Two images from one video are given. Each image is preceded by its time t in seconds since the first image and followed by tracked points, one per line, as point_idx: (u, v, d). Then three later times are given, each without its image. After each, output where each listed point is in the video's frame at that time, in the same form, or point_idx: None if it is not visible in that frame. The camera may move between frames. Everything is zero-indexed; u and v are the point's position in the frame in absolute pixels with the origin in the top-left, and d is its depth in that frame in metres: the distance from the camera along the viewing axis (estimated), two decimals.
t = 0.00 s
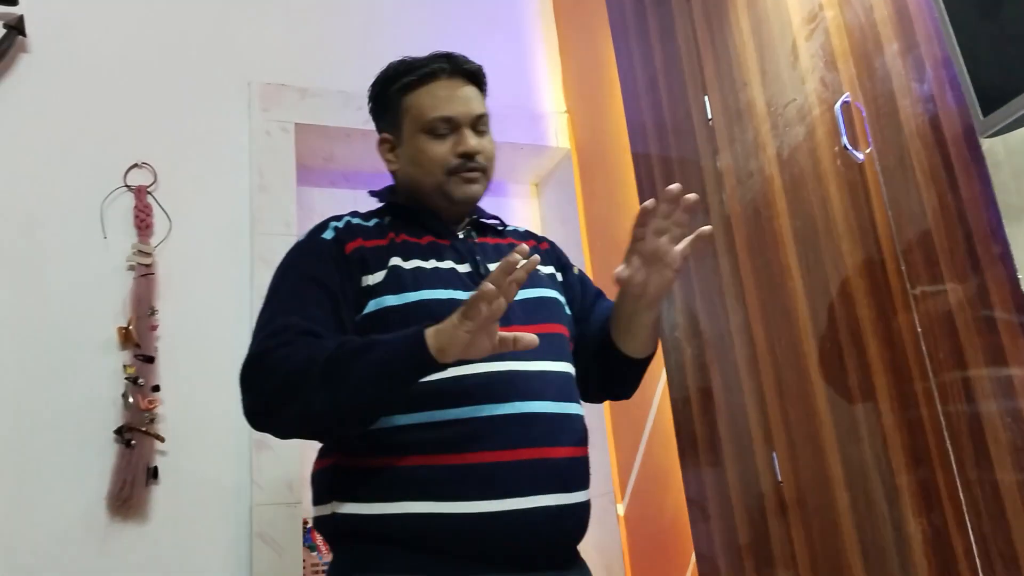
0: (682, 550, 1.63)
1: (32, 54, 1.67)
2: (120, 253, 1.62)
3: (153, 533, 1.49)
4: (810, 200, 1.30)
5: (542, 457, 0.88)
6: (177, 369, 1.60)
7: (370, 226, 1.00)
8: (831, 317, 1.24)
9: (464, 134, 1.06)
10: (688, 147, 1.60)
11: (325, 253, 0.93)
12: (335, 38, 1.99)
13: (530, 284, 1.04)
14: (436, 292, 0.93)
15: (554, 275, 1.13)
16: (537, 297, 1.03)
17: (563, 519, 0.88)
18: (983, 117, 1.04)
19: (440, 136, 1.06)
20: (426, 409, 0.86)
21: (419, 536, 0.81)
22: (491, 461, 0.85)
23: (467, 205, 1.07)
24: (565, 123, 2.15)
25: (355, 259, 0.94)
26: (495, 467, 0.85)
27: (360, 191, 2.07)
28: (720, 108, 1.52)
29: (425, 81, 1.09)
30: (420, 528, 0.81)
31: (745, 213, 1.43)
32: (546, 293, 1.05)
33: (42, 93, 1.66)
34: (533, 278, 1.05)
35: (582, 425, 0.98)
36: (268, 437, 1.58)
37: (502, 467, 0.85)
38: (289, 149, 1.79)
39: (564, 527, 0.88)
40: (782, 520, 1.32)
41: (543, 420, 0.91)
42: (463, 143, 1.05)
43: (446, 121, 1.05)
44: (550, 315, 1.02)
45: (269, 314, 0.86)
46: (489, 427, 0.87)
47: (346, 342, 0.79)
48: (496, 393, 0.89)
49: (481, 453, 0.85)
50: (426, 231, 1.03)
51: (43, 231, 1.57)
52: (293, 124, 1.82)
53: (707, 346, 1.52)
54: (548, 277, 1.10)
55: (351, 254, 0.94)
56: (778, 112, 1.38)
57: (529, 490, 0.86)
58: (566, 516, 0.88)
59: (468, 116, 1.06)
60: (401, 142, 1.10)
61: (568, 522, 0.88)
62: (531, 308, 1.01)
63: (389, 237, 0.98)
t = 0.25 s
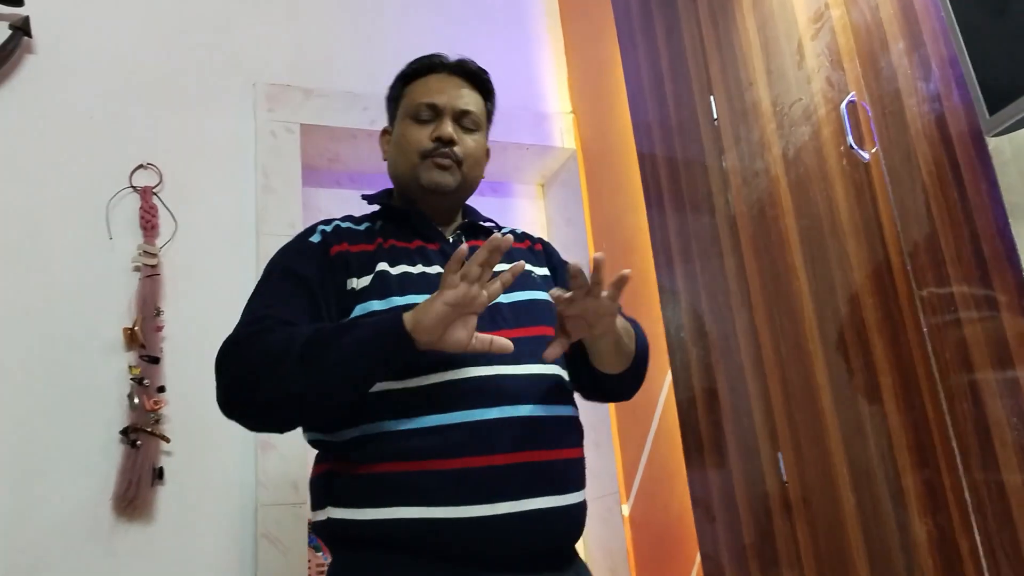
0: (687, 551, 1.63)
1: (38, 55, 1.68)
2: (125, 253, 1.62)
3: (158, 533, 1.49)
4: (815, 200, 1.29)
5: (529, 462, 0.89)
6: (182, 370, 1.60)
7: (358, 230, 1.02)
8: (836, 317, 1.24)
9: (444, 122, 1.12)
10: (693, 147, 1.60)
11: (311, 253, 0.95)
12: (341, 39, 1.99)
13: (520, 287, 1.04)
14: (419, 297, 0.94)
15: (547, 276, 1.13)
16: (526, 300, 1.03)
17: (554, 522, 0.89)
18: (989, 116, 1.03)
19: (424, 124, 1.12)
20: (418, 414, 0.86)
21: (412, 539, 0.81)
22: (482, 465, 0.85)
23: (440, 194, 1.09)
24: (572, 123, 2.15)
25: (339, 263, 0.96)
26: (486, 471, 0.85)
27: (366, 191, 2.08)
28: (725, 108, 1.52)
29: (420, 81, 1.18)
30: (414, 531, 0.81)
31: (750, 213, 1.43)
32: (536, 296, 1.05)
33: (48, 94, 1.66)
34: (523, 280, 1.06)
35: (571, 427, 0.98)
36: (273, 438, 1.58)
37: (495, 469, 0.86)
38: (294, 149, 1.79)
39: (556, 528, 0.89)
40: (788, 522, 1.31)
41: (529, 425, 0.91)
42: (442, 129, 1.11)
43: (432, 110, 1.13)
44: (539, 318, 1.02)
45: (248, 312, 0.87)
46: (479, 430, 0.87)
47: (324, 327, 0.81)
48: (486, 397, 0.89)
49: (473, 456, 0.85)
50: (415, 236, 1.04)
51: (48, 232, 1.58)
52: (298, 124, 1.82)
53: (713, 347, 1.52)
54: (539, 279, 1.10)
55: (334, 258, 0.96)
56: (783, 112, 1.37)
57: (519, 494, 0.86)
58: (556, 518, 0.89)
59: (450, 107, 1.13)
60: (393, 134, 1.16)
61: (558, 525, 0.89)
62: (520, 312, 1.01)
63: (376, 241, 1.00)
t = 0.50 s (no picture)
0: (693, 551, 1.63)
1: (43, 56, 1.68)
2: (132, 254, 1.63)
3: (164, 533, 1.50)
4: (820, 199, 1.29)
5: (523, 467, 0.89)
6: (188, 370, 1.60)
7: (365, 245, 1.04)
8: (842, 317, 1.24)
9: (472, 135, 1.15)
10: (698, 147, 1.60)
11: (320, 262, 0.98)
12: (345, 39, 1.99)
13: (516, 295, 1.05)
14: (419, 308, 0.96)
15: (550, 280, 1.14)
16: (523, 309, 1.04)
17: (550, 526, 0.88)
18: (996, 115, 1.03)
19: (455, 132, 1.16)
20: (407, 424, 0.88)
21: (404, 547, 0.83)
22: (466, 472, 0.86)
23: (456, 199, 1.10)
24: (576, 122, 2.15)
25: (345, 275, 0.99)
26: (469, 478, 0.86)
27: (370, 191, 2.08)
28: (730, 107, 1.51)
29: (458, 99, 1.23)
30: (400, 539, 0.84)
31: (756, 212, 1.43)
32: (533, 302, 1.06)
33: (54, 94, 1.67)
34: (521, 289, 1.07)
35: (571, 430, 0.97)
36: (278, 437, 1.59)
37: (484, 475, 0.87)
38: (299, 149, 1.79)
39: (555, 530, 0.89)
40: (794, 521, 1.31)
41: (524, 431, 0.91)
42: (471, 139, 1.14)
43: (466, 122, 1.17)
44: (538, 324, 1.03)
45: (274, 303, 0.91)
46: (465, 437, 0.88)
47: (337, 315, 0.84)
48: (472, 404, 0.90)
49: (457, 464, 0.86)
50: (420, 249, 1.06)
51: (54, 231, 1.58)
52: (303, 124, 1.82)
53: (719, 346, 1.51)
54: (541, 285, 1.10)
55: (342, 270, 0.99)
56: (788, 111, 1.37)
57: (505, 500, 0.86)
58: (552, 522, 0.88)
59: (481, 122, 1.17)
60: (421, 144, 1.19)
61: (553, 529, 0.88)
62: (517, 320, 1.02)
63: (380, 256, 1.02)
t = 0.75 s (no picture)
0: (695, 550, 1.63)
1: (48, 57, 1.69)
2: (136, 254, 1.63)
3: (169, 531, 1.51)
4: (821, 199, 1.30)
5: (536, 471, 0.89)
6: (192, 370, 1.61)
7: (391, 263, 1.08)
8: (842, 315, 1.24)
9: (496, 156, 1.15)
10: (700, 147, 1.60)
11: (345, 287, 1.03)
12: (348, 40, 2.00)
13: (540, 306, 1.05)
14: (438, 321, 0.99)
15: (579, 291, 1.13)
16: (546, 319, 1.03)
17: (565, 527, 0.88)
18: (996, 115, 1.03)
19: (479, 153, 1.17)
20: (426, 433, 0.91)
21: (420, 547, 0.86)
22: (479, 477, 0.87)
23: (479, 219, 1.10)
24: (578, 122, 2.16)
25: (368, 296, 1.02)
26: (484, 482, 0.87)
27: (373, 192, 2.09)
28: (732, 107, 1.52)
29: (485, 120, 1.24)
30: (417, 540, 0.86)
31: (757, 212, 1.43)
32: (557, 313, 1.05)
33: (59, 95, 1.68)
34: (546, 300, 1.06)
35: (593, 437, 0.96)
36: (281, 436, 1.60)
37: (496, 479, 0.88)
38: (303, 149, 1.80)
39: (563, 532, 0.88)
40: (796, 519, 1.32)
41: (538, 435, 0.91)
42: (493, 158, 1.14)
43: (489, 142, 1.17)
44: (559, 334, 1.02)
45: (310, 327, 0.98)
46: (479, 443, 0.89)
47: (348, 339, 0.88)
48: (488, 411, 0.91)
49: (469, 470, 0.88)
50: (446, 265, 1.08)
51: (59, 232, 1.59)
52: (307, 125, 1.83)
53: (720, 345, 1.52)
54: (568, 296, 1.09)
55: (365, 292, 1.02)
56: (789, 110, 1.37)
57: (519, 502, 0.87)
58: (563, 527, 0.88)
59: (505, 143, 1.17)
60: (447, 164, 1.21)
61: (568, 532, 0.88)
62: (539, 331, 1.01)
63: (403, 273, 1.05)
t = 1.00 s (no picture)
0: (700, 546, 1.62)
1: (52, 56, 1.70)
2: (140, 253, 1.64)
3: (173, 529, 1.51)
4: (824, 196, 1.29)
5: (547, 473, 0.93)
6: (196, 368, 1.61)
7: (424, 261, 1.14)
8: (846, 312, 1.24)
9: (503, 150, 1.16)
10: (704, 144, 1.60)
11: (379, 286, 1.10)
12: (352, 38, 2.00)
13: (568, 304, 1.05)
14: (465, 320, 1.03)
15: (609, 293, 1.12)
16: (572, 318, 1.04)
17: (575, 527, 0.93)
18: (1000, 111, 1.02)
19: (486, 151, 1.17)
20: (450, 430, 0.97)
21: (440, 539, 0.93)
22: (495, 476, 0.93)
23: (499, 213, 1.12)
24: (582, 120, 2.16)
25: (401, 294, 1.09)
26: (499, 482, 0.92)
27: (377, 190, 2.09)
28: (736, 104, 1.52)
29: (486, 114, 1.23)
30: (438, 534, 0.93)
31: (761, 210, 1.43)
32: (584, 314, 1.05)
33: (63, 94, 1.68)
34: (574, 299, 1.06)
35: (614, 436, 0.99)
36: (287, 434, 1.60)
37: (507, 480, 0.92)
38: (306, 148, 1.80)
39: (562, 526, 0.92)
40: (800, 518, 1.31)
41: (550, 437, 0.95)
42: (500, 153, 1.15)
43: (493, 137, 1.17)
44: (583, 335, 1.03)
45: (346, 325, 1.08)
46: (492, 444, 0.94)
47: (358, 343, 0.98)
48: (508, 412, 0.95)
49: (482, 470, 0.93)
50: (476, 261, 1.11)
51: (63, 231, 1.59)
52: (310, 124, 1.83)
53: (724, 343, 1.52)
54: (597, 295, 1.09)
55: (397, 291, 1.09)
56: (794, 108, 1.37)
57: (532, 502, 0.92)
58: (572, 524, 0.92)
59: (508, 135, 1.17)
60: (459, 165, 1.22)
61: (577, 529, 0.93)
62: (564, 330, 1.02)
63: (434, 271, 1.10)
